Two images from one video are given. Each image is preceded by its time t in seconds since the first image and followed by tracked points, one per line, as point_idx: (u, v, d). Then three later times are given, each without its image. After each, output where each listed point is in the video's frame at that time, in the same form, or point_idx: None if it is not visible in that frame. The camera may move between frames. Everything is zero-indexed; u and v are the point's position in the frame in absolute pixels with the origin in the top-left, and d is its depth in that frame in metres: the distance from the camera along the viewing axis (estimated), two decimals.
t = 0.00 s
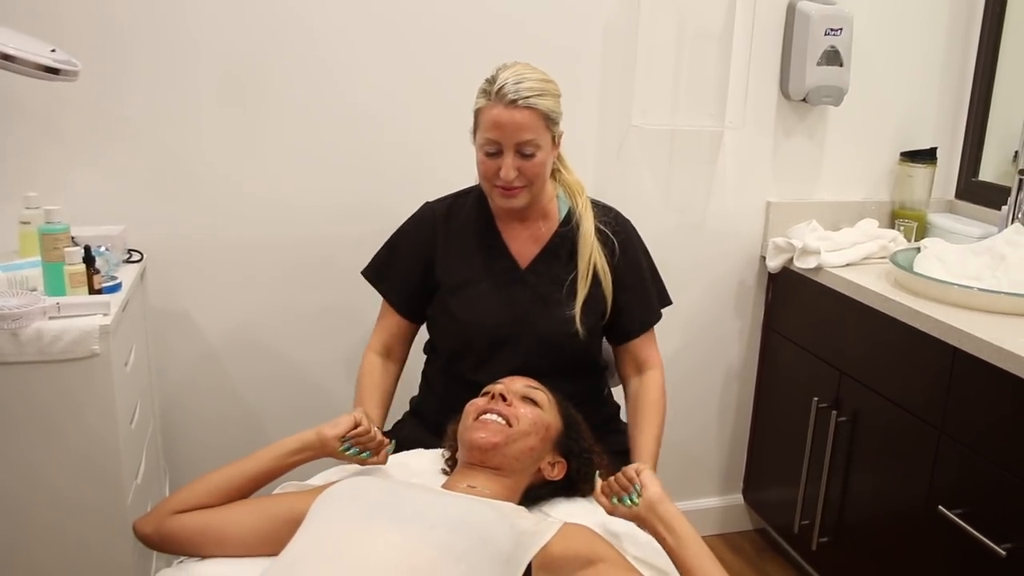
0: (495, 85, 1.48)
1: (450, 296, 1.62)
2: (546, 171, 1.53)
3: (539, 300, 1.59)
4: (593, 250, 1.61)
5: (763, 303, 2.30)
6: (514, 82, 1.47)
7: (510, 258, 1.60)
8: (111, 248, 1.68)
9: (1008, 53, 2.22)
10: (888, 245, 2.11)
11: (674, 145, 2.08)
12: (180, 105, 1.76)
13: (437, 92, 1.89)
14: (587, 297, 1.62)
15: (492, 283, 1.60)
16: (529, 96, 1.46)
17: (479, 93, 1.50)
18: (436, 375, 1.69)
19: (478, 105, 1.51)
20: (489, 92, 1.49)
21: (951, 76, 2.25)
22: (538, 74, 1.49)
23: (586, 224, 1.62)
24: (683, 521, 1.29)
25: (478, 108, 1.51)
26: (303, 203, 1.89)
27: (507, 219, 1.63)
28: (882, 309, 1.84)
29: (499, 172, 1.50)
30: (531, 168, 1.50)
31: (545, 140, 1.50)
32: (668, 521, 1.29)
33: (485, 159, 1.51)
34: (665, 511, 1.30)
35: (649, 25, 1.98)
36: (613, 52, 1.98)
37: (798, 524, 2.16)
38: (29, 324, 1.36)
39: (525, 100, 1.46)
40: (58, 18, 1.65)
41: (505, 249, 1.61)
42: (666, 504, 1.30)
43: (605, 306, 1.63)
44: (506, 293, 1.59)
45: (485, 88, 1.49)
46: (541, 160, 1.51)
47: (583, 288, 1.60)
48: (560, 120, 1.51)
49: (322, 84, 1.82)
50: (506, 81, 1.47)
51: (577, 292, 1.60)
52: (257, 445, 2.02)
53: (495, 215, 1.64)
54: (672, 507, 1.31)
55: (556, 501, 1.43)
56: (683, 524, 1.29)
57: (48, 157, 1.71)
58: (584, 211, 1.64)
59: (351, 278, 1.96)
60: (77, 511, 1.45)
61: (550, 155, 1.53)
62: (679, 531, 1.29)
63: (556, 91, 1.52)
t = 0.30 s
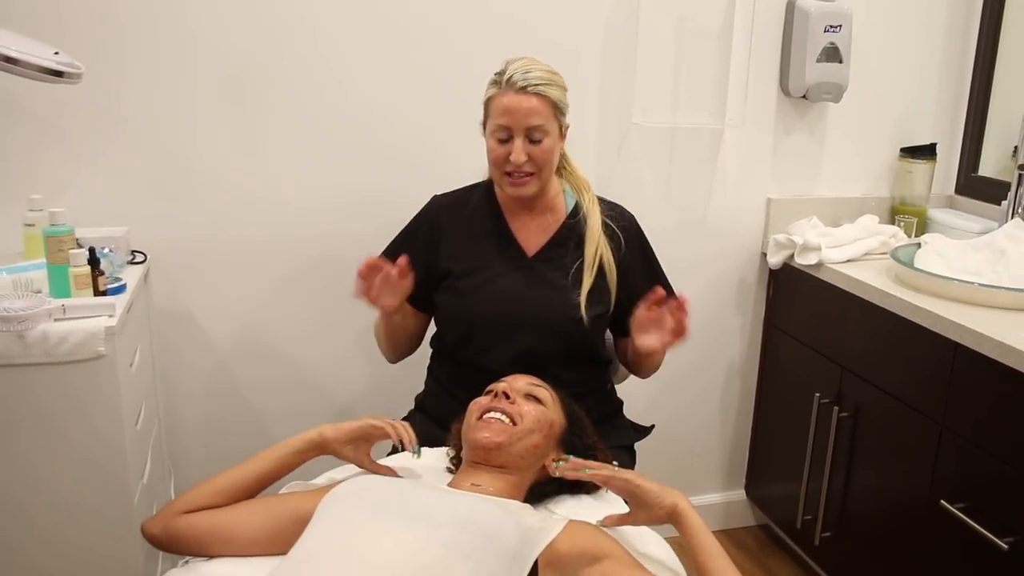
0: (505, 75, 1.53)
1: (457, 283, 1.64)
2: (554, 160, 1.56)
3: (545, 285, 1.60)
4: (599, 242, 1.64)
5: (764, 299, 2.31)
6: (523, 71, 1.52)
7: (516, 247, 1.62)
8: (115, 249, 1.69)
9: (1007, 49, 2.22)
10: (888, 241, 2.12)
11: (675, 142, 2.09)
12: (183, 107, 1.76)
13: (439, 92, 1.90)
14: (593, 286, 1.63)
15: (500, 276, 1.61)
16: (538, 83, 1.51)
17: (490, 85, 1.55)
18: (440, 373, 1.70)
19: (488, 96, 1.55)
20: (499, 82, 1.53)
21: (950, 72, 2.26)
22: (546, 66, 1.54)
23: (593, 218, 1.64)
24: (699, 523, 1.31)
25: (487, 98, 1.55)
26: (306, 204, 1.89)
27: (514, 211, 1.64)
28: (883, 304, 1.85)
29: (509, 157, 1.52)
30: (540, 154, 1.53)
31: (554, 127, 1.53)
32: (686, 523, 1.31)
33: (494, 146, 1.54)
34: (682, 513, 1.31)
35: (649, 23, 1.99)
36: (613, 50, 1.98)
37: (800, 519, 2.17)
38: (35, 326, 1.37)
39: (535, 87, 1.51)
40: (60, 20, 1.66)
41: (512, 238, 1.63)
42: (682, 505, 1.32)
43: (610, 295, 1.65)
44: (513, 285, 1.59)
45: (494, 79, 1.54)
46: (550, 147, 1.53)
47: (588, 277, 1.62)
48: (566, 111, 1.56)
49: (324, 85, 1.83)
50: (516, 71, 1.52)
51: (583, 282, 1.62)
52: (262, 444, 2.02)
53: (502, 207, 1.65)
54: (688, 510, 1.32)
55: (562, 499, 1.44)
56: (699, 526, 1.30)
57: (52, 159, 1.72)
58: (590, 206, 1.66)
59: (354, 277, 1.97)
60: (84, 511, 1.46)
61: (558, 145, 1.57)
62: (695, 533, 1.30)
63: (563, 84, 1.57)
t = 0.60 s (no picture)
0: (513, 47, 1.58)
1: (474, 256, 1.66)
2: (563, 127, 1.58)
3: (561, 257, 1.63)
4: (606, 213, 1.64)
5: (776, 275, 2.30)
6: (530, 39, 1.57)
7: (528, 219, 1.66)
8: (129, 237, 1.70)
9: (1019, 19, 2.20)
10: (901, 216, 2.11)
11: (685, 120, 2.08)
12: (192, 94, 1.77)
13: (448, 74, 1.89)
14: (603, 256, 1.65)
15: (512, 247, 1.64)
16: (544, 49, 1.55)
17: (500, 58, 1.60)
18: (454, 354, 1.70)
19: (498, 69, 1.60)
20: (508, 53, 1.58)
21: (961, 44, 2.24)
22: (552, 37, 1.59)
23: (600, 196, 1.65)
24: (726, 493, 1.31)
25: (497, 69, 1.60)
26: (317, 188, 1.89)
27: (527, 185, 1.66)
28: (897, 279, 1.84)
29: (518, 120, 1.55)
30: (548, 117, 1.55)
31: (561, 92, 1.56)
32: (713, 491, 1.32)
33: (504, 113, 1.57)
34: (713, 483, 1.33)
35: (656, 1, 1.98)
36: (621, 29, 1.97)
37: (816, 495, 2.17)
38: (52, 314, 1.38)
39: (542, 52, 1.55)
40: (69, 10, 1.66)
41: (524, 210, 1.66)
42: (713, 476, 1.34)
43: (620, 265, 1.66)
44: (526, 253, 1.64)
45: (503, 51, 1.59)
46: (557, 110, 1.55)
47: (598, 247, 1.63)
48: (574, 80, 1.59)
49: (332, 69, 1.83)
50: (523, 41, 1.57)
51: (593, 248, 1.63)
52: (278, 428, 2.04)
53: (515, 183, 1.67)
54: (718, 481, 1.33)
55: (577, 476, 1.45)
56: (726, 496, 1.31)
57: (63, 148, 1.73)
58: (598, 181, 1.67)
59: (366, 260, 1.97)
60: (105, 497, 1.48)
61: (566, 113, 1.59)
62: (721, 501, 1.31)
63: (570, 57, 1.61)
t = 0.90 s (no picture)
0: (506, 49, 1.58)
1: (478, 261, 1.66)
2: (554, 128, 1.57)
3: (565, 261, 1.62)
4: (611, 214, 1.64)
5: (785, 273, 2.30)
6: (520, 42, 1.56)
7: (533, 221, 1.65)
8: (140, 244, 1.71)
9: None
10: (909, 212, 2.10)
11: (691, 119, 2.08)
12: (200, 100, 1.77)
13: (454, 76, 1.90)
14: (608, 258, 1.64)
15: (515, 253, 1.64)
16: (532, 51, 1.54)
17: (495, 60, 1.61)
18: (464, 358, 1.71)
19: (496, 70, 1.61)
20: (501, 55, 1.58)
21: (968, 38, 2.23)
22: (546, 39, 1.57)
23: (605, 194, 1.65)
24: (741, 488, 1.33)
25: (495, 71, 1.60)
26: (324, 194, 1.90)
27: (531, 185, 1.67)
28: (906, 275, 1.84)
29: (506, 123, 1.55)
30: (536, 119, 1.54)
31: (550, 94, 1.55)
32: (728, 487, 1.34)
33: (496, 115, 1.58)
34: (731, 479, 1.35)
35: None
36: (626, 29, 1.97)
37: (827, 493, 2.17)
38: (64, 322, 1.39)
39: (529, 54, 1.54)
40: (76, 19, 1.67)
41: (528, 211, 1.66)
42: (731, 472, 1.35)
43: (625, 267, 1.66)
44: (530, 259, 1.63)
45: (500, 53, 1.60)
46: (545, 112, 1.54)
47: (603, 249, 1.63)
48: (567, 80, 1.56)
49: (338, 74, 1.83)
50: (515, 43, 1.57)
51: (598, 251, 1.63)
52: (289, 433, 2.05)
53: (518, 182, 1.68)
54: (734, 477, 1.35)
55: (589, 478, 1.45)
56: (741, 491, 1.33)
57: (72, 156, 1.74)
58: (603, 181, 1.67)
59: (374, 264, 1.98)
60: (119, 504, 1.49)
61: (558, 114, 1.57)
62: (735, 495, 1.32)
63: (565, 56, 1.58)
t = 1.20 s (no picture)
0: (505, 53, 1.57)
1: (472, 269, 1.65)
2: (555, 135, 1.57)
3: (558, 269, 1.61)
4: (607, 223, 1.64)
5: (787, 277, 2.30)
6: (521, 47, 1.55)
7: (527, 230, 1.64)
8: (142, 244, 1.71)
9: None
10: (912, 217, 2.10)
11: (694, 123, 2.08)
12: (203, 101, 1.77)
13: (457, 79, 1.90)
14: (602, 267, 1.65)
15: (509, 261, 1.62)
16: (534, 58, 1.53)
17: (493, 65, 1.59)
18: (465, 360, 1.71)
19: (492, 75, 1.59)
20: (500, 60, 1.57)
21: (971, 43, 2.23)
22: (546, 43, 1.56)
23: (602, 202, 1.65)
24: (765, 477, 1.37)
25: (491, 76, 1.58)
26: (326, 196, 1.90)
27: (526, 192, 1.66)
28: (908, 281, 1.84)
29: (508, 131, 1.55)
30: (539, 128, 1.54)
31: (553, 101, 1.54)
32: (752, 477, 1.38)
33: (496, 122, 1.57)
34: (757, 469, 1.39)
35: (665, 4, 1.98)
36: (629, 33, 1.98)
37: (828, 498, 2.17)
38: (67, 322, 1.38)
39: (531, 61, 1.53)
40: (80, 19, 1.67)
41: (522, 220, 1.65)
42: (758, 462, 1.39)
43: (621, 278, 1.67)
44: (524, 268, 1.61)
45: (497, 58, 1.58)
46: (548, 121, 1.54)
47: (597, 258, 1.63)
48: (568, 87, 1.56)
49: (342, 76, 1.83)
50: (515, 48, 1.56)
51: (592, 260, 1.63)
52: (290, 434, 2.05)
53: (512, 189, 1.67)
54: (764, 468, 1.38)
55: (591, 481, 1.45)
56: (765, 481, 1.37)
57: (75, 157, 1.74)
58: (600, 188, 1.66)
59: (376, 265, 1.98)
60: (118, 505, 1.49)
61: (559, 121, 1.57)
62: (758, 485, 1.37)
63: (565, 60, 1.58)
